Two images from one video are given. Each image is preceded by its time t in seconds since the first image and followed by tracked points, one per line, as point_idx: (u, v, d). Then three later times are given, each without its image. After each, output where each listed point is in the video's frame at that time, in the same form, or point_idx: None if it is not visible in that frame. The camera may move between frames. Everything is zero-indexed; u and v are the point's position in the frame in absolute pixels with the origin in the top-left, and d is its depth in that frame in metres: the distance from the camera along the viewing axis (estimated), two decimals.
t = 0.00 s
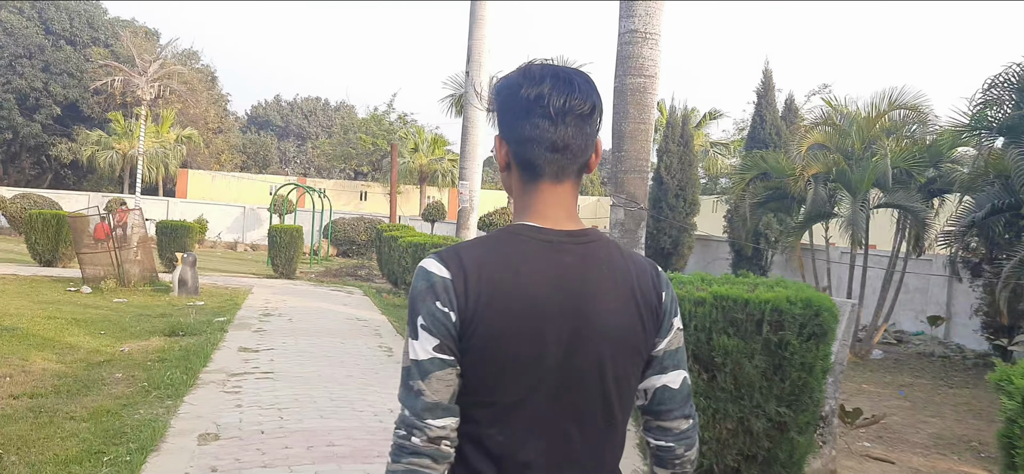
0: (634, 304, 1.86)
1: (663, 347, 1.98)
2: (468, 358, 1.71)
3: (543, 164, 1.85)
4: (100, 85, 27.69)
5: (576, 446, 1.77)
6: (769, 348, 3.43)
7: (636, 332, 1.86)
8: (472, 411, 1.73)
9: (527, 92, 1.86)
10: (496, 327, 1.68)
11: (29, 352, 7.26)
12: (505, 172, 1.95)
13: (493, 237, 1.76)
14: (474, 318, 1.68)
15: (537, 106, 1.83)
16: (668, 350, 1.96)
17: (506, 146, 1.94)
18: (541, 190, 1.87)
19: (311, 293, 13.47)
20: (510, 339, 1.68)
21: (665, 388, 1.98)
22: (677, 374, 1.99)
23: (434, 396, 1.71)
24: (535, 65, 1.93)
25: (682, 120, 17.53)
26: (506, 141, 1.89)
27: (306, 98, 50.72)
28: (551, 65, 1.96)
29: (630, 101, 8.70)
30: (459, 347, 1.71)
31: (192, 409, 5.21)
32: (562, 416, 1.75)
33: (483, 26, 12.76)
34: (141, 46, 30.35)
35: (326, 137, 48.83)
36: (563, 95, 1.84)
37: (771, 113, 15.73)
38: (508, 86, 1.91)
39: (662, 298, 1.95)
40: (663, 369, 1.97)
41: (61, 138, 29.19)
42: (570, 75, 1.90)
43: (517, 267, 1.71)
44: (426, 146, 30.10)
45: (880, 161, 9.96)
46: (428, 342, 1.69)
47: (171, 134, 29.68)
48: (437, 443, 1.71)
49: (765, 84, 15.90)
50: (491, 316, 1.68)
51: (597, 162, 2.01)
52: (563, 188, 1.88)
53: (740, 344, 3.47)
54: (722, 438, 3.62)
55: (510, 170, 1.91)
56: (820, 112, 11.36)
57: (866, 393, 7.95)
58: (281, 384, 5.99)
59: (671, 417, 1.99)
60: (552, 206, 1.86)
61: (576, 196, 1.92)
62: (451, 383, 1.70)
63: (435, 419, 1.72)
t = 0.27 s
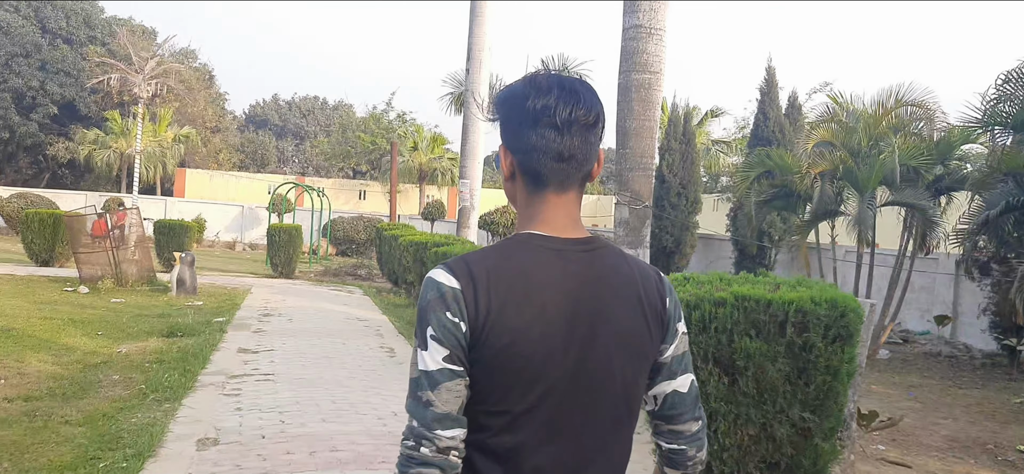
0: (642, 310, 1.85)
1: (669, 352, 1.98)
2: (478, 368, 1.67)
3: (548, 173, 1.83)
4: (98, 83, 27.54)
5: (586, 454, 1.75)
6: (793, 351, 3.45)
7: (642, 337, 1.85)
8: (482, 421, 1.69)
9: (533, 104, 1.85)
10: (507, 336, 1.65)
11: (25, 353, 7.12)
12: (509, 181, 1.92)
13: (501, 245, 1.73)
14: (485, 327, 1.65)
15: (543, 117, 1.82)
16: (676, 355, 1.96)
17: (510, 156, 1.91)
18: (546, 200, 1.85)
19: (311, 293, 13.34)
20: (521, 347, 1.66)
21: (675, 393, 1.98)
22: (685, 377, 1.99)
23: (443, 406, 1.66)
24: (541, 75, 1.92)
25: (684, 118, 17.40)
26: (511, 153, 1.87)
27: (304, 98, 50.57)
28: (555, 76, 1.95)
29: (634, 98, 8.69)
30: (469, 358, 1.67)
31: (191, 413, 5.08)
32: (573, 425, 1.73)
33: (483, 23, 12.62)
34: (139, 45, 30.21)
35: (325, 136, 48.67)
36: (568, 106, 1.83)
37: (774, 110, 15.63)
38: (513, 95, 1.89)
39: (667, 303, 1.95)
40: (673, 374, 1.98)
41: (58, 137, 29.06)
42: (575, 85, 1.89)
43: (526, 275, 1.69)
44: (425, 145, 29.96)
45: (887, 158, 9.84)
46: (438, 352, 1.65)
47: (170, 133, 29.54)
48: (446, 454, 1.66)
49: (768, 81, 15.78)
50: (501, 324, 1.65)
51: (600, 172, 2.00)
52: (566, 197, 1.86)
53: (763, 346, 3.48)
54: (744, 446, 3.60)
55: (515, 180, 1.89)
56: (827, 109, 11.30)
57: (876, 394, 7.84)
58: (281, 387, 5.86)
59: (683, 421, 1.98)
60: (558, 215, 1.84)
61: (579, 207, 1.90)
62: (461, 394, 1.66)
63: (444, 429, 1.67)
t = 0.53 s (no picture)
0: (610, 313, 1.91)
1: (635, 354, 2.01)
2: (448, 371, 1.73)
3: (518, 174, 1.89)
4: (64, 76, 26.87)
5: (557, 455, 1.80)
6: (789, 352, 3.57)
7: (611, 339, 1.91)
8: (454, 423, 1.75)
9: (503, 105, 1.90)
10: (476, 339, 1.71)
11: None
12: (480, 182, 1.98)
13: (471, 252, 1.79)
14: (454, 331, 1.71)
15: (514, 118, 1.89)
16: (641, 357, 1.99)
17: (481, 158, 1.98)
18: (517, 199, 1.90)
19: (285, 291, 13.09)
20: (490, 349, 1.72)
21: (640, 395, 2.02)
22: (650, 380, 2.02)
23: (405, 410, 1.74)
24: (511, 78, 1.99)
25: (662, 113, 17.34)
26: (480, 153, 1.93)
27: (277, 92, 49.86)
28: (526, 80, 2.02)
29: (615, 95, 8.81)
30: (436, 362, 1.74)
31: (162, 417, 4.88)
32: (543, 428, 1.77)
33: (461, 16, 12.45)
34: (107, 37, 29.51)
35: (298, 131, 48.02)
36: (539, 109, 1.90)
37: (752, 108, 15.71)
38: (484, 98, 1.95)
39: (635, 305, 2.00)
40: (638, 376, 2.01)
41: (23, 131, 28.31)
42: (545, 89, 1.96)
43: (494, 281, 1.75)
44: (401, 140, 29.68)
45: (866, 154, 9.92)
46: (405, 358, 1.71)
47: (139, 127, 28.93)
48: (407, 457, 1.75)
49: (746, 77, 15.80)
50: (470, 328, 1.71)
51: (570, 173, 2.07)
52: (537, 198, 1.92)
53: (758, 348, 3.60)
54: (739, 449, 3.70)
55: (485, 182, 1.95)
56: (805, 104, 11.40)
57: (858, 391, 7.83)
58: (256, 389, 5.68)
59: (646, 424, 2.03)
60: (527, 216, 1.90)
61: (548, 208, 1.96)
62: (424, 399, 1.73)
63: (405, 433, 1.76)
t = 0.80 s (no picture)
0: (601, 302, 1.86)
1: (626, 337, 1.98)
2: (434, 356, 1.73)
3: (509, 165, 1.86)
4: (54, 75, 26.61)
5: (548, 441, 1.78)
6: (810, 352, 3.27)
7: (603, 327, 1.87)
8: (441, 408, 1.73)
9: (492, 96, 1.87)
10: (462, 324, 1.70)
11: None
12: (471, 173, 1.94)
13: (460, 236, 1.78)
14: (441, 316, 1.70)
15: (503, 109, 1.85)
16: (632, 340, 1.96)
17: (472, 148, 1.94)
18: (509, 191, 1.87)
19: (281, 290, 12.97)
20: (477, 335, 1.70)
21: (625, 377, 1.96)
22: (639, 364, 1.97)
23: (386, 390, 1.75)
24: (501, 71, 1.95)
25: (657, 106, 17.24)
26: (472, 143, 1.89)
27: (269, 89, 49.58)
28: (518, 72, 1.97)
29: (612, 87, 8.79)
30: (419, 346, 1.74)
31: (158, 423, 4.77)
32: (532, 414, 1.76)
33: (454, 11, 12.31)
34: (96, 36, 29.25)
35: (291, 128, 47.78)
36: (527, 100, 1.85)
37: (748, 98, 15.58)
38: (474, 90, 1.91)
39: (628, 291, 1.96)
40: (626, 358, 1.96)
41: (13, 132, 28.06)
42: (534, 80, 1.91)
43: (481, 266, 1.72)
44: (394, 136, 29.52)
45: (866, 144, 9.91)
46: (389, 339, 1.72)
47: (130, 126, 28.68)
48: (383, 436, 1.75)
49: (742, 68, 15.70)
50: (457, 313, 1.70)
51: (562, 164, 2.03)
52: (528, 190, 1.89)
53: (778, 347, 3.26)
54: (757, 453, 3.40)
55: (476, 171, 1.92)
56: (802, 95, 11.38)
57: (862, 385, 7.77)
58: (253, 392, 5.58)
59: (631, 409, 1.97)
60: (519, 205, 1.87)
61: (541, 199, 1.93)
62: (405, 378, 1.75)
63: (385, 412, 1.76)
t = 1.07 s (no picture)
0: (597, 298, 1.80)
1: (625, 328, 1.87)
2: (425, 350, 1.72)
3: (505, 161, 1.81)
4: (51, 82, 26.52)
5: (543, 439, 1.72)
6: (834, 348, 3.17)
7: (599, 323, 1.80)
8: (437, 402, 1.72)
9: (488, 91, 1.81)
10: (452, 318, 1.68)
11: None
12: (469, 169, 1.90)
13: (453, 230, 1.76)
14: (431, 309, 1.68)
15: (498, 104, 1.79)
16: (632, 330, 1.85)
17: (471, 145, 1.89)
18: (505, 188, 1.82)
19: (284, 292, 12.87)
20: (467, 329, 1.68)
21: (628, 368, 1.86)
22: (641, 354, 1.86)
23: (374, 381, 1.76)
24: (498, 68, 1.90)
25: (658, 99, 17.10)
26: (469, 138, 1.84)
27: (267, 91, 49.45)
28: (517, 67, 1.92)
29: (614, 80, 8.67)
30: (410, 340, 1.75)
31: (161, 433, 4.66)
32: (527, 411, 1.71)
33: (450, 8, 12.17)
34: (93, 41, 29.14)
35: (290, 130, 47.66)
36: (524, 94, 1.79)
37: (750, 88, 15.47)
38: (469, 87, 1.87)
39: (626, 283, 1.87)
40: (625, 349, 1.86)
41: (12, 139, 27.98)
42: (531, 75, 1.86)
43: (471, 261, 1.69)
44: (393, 135, 29.38)
45: (872, 131, 9.77)
46: (378, 331, 1.72)
47: (129, 131, 28.58)
48: (370, 429, 1.76)
49: (743, 59, 15.57)
50: (447, 306, 1.68)
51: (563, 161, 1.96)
52: (525, 186, 1.83)
53: (801, 345, 3.17)
54: (781, 455, 3.29)
55: (474, 167, 1.87)
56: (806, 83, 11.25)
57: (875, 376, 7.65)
58: (258, 399, 5.47)
59: (635, 400, 1.85)
60: (516, 201, 1.81)
61: (539, 195, 1.87)
62: (394, 372, 1.76)
63: (372, 404, 1.77)
